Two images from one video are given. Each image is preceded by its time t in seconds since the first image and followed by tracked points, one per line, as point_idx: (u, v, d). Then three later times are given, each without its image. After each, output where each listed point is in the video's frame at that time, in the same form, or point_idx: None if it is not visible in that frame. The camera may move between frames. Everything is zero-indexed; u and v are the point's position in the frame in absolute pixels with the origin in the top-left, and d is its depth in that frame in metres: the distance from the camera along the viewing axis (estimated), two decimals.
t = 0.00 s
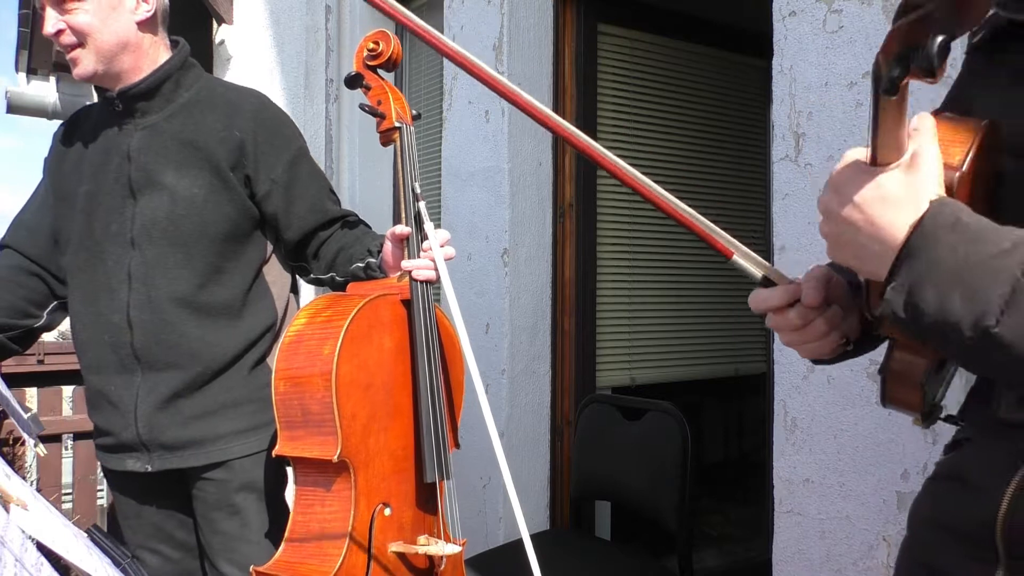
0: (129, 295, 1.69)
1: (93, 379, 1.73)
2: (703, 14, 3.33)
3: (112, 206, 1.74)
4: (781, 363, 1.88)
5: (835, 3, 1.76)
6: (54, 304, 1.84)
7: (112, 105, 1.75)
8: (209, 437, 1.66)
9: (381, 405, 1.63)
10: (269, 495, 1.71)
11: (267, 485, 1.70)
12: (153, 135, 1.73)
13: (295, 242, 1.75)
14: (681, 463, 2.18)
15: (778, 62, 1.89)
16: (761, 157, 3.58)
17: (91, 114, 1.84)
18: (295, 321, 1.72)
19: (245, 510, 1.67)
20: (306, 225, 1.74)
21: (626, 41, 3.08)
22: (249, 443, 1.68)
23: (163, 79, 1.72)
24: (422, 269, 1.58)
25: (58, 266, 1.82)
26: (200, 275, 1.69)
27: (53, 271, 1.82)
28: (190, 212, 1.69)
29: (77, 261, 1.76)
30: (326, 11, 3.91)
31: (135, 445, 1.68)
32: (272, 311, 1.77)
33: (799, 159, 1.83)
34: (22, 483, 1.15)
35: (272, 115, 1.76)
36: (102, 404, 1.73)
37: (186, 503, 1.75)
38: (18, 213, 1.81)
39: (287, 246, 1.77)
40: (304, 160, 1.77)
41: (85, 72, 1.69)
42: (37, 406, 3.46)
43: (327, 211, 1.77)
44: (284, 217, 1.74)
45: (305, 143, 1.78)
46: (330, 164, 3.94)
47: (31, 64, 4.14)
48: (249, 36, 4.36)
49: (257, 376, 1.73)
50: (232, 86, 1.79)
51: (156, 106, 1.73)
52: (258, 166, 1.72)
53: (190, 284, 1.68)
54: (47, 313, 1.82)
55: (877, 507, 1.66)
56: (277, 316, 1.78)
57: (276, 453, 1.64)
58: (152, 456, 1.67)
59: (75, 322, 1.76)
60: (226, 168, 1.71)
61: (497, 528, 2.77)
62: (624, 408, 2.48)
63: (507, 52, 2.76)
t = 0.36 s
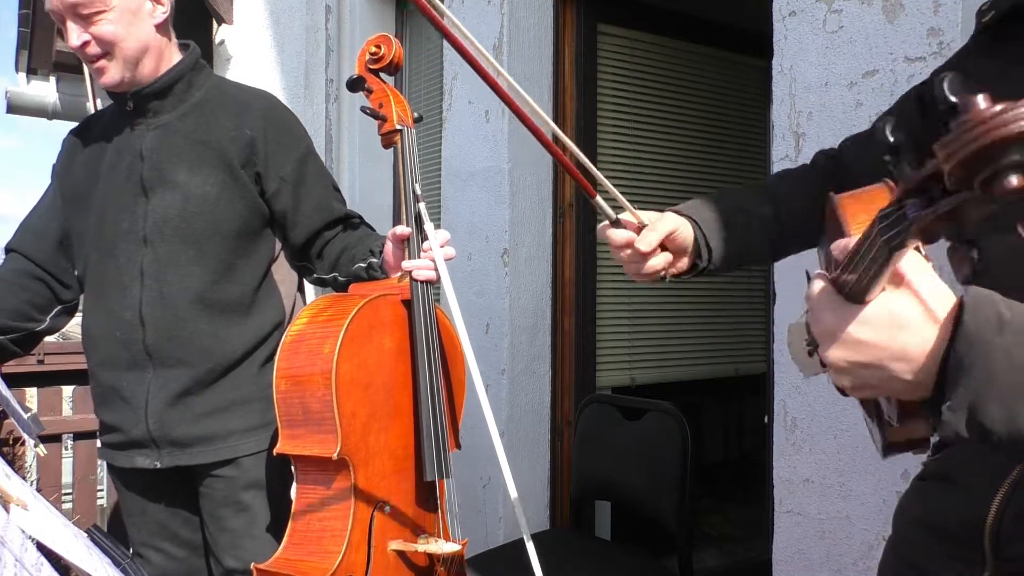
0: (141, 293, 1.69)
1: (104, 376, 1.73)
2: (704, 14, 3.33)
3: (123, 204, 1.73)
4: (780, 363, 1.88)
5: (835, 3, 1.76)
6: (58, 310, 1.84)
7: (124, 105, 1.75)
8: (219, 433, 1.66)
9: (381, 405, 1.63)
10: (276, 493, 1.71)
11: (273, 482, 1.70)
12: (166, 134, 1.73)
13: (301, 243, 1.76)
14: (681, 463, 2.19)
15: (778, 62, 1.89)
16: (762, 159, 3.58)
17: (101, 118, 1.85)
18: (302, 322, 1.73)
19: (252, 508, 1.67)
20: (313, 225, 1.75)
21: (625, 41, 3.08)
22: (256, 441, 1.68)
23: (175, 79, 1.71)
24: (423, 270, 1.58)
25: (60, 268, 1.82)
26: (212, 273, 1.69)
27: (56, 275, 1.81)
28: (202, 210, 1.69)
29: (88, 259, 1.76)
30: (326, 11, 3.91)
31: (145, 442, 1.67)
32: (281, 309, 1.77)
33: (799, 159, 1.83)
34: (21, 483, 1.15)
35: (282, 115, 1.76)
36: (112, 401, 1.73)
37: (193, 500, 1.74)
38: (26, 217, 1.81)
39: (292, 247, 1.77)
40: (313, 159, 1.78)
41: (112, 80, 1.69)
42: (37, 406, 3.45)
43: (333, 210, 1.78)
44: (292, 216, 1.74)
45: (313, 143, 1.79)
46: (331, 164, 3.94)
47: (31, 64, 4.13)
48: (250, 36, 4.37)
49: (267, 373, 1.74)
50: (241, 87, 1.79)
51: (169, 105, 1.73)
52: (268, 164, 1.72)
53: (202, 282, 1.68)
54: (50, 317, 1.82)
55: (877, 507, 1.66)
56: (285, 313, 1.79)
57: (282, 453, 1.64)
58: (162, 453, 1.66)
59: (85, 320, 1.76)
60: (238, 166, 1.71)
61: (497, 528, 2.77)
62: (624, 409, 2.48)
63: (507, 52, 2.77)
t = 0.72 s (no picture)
0: (146, 292, 1.69)
1: (109, 375, 1.73)
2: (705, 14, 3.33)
3: (129, 204, 1.73)
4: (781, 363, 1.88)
5: (835, 3, 1.76)
6: (58, 309, 1.84)
7: (131, 106, 1.75)
8: (225, 432, 1.66)
9: (383, 403, 1.63)
10: (280, 492, 1.71)
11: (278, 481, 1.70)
12: (174, 135, 1.73)
13: (306, 245, 1.76)
14: (681, 463, 2.19)
15: (778, 63, 1.89)
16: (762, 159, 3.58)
17: (106, 116, 1.84)
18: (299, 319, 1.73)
19: (257, 506, 1.67)
20: (318, 226, 1.75)
21: (625, 42, 3.08)
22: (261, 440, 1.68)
23: (181, 81, 1.72)
24: (425, 271, 1.57)
25: (61, 268, 1.82)
26: (218, 273, 1.69)
27: (54, 274, 1.81)
28: (209, 210, 1.69)
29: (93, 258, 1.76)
30: (326, 11, 3.91)
31: (150, 441, 1.67)
32: (286, 308, 1.77)
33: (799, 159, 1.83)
34: (22, 484, 1.15)
35: (288, 116, 1.76)
36: (116, 400, 1.73)
37: (197, 499, 1.74)
38: (26, 215, 1.81)
39: (297, 248, 1.77)
40: (319, 161, 1.77)
41: (120, 87, 1.68)
42: (37, 406, 3.45)
43: (338, 212, 1.77)
44: (298, 217, 1.74)
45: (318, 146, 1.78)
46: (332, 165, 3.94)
47: (31, 64, 4.13)
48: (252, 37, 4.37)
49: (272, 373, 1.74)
50: (249, 89, 1.79)
51: (176, 106, 1.73)
52: (275, 166, 1.72)
53: (208, 282, 1.68)
54: (50, 318, 1.81)
55: (878, 506, 1.66)
56: (290, 314, 1.78)
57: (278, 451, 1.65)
58: (167, 451, 1.66)
59: (90, 319, 1.76)
60: (244, 167, 1.71)
61: (497, 528, 2.76)
62: (624, 408, 2.48)
63: (507, 51, 2.76)
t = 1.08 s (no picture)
0: (149, 295, 1.69)
1: (113, 377, 1.73)
2: (705, 14, 3.32)
3: (131, 207, 1.73)
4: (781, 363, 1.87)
5: (835, 3, 1.76)
6: (57, 309, 1.84)
7: (132, 109, 1.74)
8: (229, 433, 1.66)
9: (377, 403, 1.64)
10: (282, 492, 1.71)
11: (280, 482, 1.70)
12: (174, 138, 1.73)
13: (306, 246, 1.75)
14: (681, 463, 2.19)
15: (778, 63, 1.89)
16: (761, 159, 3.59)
17: (103, 121, 1.83)
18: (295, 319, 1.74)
19: (259, 506, 1.67)
20: (318, 227, 1.74)
21: (625, 41, 3.08)
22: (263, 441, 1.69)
23: (180, 84, 1.71)
24: (417, 271, 1.56)
25: (61, 268, 1.82)
26: (221, 275, 1.69)
27: (55, 276, 1.82)
28: (211, 214, 1.69)
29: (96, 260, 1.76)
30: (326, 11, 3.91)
31: (156, 442, 1.67)
32: (289, 309, 1.78)
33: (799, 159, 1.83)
34: (22, 483, 1.15)
35: (290, 119, 1.76)
36: (120, 402, 1.73)
37: (201, 499, 1.74)
38: (26, 215, 1.81)
39: (298, 249, 1.76)
40: (318, 162, 1.76)
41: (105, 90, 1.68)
42: (37, 406, 3.45)
43: (338, 213, 1.77)
44: (298, 219, 1.74)
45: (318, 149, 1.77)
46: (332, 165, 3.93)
47: (31, 63, 4.13)
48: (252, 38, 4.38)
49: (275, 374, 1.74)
50: (252, 92, 1.77)
51: (175, 109, 1.73)
52: (276, 169, 1.72)
53: (211, 284, 1.68)
54: (50, 317, 1.81)
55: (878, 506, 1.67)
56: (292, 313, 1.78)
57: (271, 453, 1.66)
58: (173, 453, 1.66)
59: (93, 321, 1.76)
60: (245, 170, 1.70)
61: (497, 528, 2.77)
62: (624, 408, 2.48)
63: (506, 51, 2.76)
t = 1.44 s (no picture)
0: (144, 296, 1.69)
1: (109, 379, 1.74)
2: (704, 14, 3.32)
3: (124, 209, 1.73)
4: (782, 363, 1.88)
5: (835, 3, 1.76)
6: (58, 309, 1.84)
7: (120, 108, 1.74)
8: (225, 434, 1.66)
9: (375, 404, 1.63)
10: (278, 492, 1.71)
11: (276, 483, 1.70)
12: (163, 137, 1.72)
13: (301, 244, 1.74)
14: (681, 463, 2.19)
15: (777, 62, 1.89)
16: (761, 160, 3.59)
17: (100, 119, 1.82)
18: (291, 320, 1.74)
19: (255, 507, 1.67)
20: (311, 227, 1.73)
21: (626, 41, 3.08)
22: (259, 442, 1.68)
23: (170, 82, 1.71)
24: (416, 268, 1.56)
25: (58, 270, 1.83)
26: (214, 275, 1.69)
27: (54, 277, 1.82)
28: (203, 214, 1.69)
29: (91, 261, 1.76)
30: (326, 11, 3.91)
31: (152, 444, 1.68)
32: (283, 310, 1.77)
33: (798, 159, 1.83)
34: (22, 483, 1.15)
35: (279, 116, 1.75)
36: (116, 403, 1.73)
37: (198, 500, 1.74)
38: (25, 216, 1.81)
39: (292, 248, 1.76)
40: (311, 160, 1.76)
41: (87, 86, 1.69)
42: (37, 406, 3.45)
43: (332, 212, 1.75)
44: (291, 218, 1.73)
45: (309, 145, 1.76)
46: (331, 166, 3.93)
47: (31, 64, 4.13)
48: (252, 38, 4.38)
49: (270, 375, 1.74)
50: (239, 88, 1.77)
51: (164, 109, 1.73)
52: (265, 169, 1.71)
53: (204, 285, 1.68)
54: (50, 317, 1.82)
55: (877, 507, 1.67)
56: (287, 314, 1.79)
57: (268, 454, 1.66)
58: (169, 454, 1.66)
59: (88, 323, 1.76)
60: (236, 170, 1.70)
61: (497, 528, 2.77)
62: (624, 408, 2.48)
63: (506, 52, 2.76)
